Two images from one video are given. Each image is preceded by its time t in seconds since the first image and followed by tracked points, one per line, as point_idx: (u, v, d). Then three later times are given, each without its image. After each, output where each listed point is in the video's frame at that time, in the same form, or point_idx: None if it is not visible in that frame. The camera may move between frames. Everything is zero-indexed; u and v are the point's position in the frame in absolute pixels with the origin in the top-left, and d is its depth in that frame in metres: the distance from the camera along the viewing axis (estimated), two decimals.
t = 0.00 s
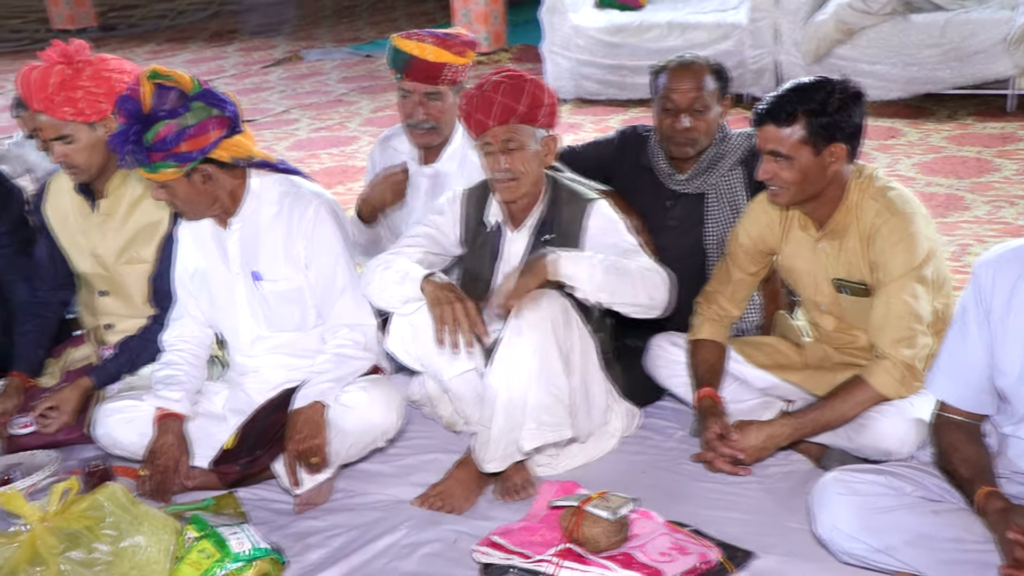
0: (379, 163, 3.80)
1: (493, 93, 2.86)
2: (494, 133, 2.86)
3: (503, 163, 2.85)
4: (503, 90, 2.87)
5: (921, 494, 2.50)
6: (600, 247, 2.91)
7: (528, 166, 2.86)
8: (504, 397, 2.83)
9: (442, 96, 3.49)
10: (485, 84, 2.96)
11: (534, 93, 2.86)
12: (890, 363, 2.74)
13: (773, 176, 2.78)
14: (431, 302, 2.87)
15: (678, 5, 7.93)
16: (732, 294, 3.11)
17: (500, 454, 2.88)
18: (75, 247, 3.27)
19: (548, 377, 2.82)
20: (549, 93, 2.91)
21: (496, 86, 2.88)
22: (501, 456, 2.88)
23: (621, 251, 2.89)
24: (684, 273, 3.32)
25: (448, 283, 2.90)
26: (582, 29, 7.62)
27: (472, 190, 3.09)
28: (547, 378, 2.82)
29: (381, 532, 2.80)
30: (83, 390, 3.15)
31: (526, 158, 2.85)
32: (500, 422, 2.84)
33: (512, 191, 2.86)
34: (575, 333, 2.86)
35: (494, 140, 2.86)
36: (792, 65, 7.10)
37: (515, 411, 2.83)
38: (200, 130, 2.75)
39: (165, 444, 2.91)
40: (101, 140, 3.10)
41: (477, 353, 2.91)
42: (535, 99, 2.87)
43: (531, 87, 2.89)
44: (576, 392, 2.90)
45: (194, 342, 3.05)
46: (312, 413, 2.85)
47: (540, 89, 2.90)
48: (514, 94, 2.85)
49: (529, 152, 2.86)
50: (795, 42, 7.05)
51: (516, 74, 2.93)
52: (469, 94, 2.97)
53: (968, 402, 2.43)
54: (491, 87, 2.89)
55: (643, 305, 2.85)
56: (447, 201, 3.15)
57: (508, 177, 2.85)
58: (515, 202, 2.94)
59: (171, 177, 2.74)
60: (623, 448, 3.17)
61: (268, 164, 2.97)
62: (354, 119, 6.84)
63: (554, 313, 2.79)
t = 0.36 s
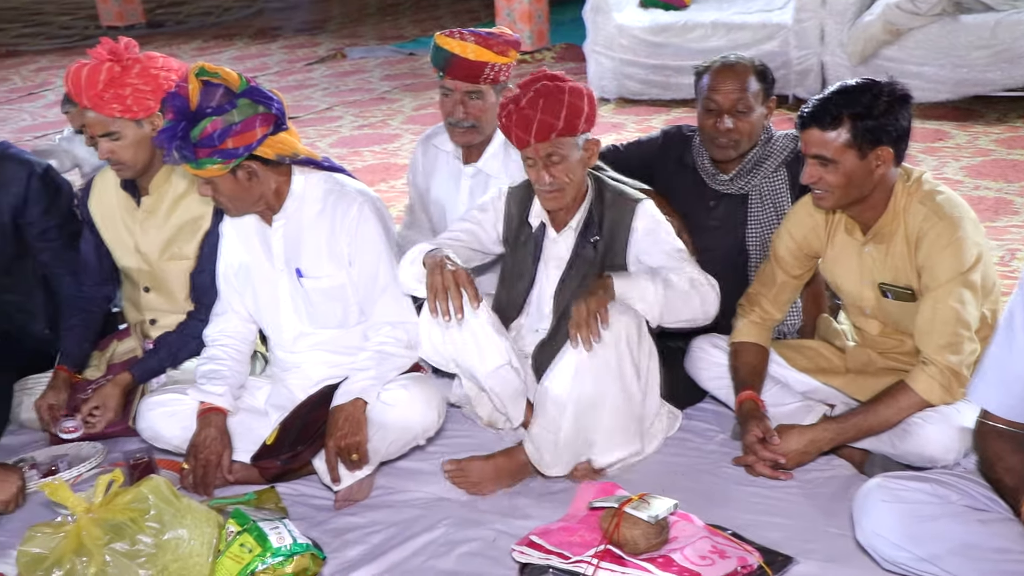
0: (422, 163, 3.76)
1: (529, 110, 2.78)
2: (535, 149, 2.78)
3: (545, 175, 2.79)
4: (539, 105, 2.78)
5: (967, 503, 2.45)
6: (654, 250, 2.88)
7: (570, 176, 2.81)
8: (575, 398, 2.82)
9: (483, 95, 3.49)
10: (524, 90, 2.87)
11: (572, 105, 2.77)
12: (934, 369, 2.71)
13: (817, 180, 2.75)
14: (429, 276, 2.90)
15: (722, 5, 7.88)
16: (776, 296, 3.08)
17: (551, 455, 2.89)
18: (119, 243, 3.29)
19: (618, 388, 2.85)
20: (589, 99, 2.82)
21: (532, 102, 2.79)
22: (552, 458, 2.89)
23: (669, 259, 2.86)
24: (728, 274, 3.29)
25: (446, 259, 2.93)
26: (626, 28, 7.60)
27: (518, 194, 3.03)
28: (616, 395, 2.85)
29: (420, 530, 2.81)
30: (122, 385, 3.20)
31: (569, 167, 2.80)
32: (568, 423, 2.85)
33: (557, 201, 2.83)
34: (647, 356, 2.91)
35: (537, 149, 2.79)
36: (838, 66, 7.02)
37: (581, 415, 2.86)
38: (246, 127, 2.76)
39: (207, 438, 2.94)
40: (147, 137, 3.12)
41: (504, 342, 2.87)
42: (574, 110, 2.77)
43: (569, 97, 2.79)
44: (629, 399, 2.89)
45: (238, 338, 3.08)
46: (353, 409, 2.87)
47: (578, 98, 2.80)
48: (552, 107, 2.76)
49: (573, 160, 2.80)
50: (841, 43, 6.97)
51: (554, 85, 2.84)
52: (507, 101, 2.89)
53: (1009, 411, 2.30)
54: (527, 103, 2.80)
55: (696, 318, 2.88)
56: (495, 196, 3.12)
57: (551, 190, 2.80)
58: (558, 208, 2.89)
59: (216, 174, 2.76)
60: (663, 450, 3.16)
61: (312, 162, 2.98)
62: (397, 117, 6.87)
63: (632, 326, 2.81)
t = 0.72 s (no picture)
0: (451, 168, 3.74)
1: (526, 128, 2.75)
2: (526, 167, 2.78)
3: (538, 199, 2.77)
4: (535, 125, 2.74)
5: (999, 515, 2.44)
6: (664, 270, 2.83)
7: (565, 201, 2.77)
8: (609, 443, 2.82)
9: (510, 101, 3.49)
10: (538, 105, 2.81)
11: (564, 130, 2.70)
12: (965, 378, 2.67)
13: (850, 188, 2.72)
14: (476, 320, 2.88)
15: (753, 10, 7.85)
16: (806, 303, 3.07)
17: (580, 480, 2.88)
18: (144, 249, 3.28)
19: (658, 449, 2.82)
20: (592, 124, 2.73)
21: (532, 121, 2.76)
22: (577, 483, 2.88)
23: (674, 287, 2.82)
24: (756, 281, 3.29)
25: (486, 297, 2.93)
26: (656, 33, 7.59)
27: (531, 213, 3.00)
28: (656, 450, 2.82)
29: (447, 535, 2.81)
30: (138, 402, 3.21)
31: (565, 188, 2.75)
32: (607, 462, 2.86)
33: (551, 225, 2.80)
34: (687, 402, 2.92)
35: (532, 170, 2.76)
36: (869, 72, 6.96)
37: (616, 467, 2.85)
38: (278, 131, 2.77)
39: (236, 440, 2.95)
40: (173, 143, 3.11)
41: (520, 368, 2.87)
42: (569, 137, 2.71)
43: (567, 123, 2.72)
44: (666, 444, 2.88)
45: (267, 341, 3.09)
46: (380, 414, 2.88)
47: (576, 124, 2.73)
48: (546, 133, 2.71)
49: (566, 184, 2.75)
50: (873, 48, 6.91)
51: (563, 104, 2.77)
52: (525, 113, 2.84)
53: None
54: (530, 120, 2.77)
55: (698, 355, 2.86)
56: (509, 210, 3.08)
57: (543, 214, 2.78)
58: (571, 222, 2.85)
59: (247, 177, 2.75)
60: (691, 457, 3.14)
61: (342, 166, 2.99)
62: (426, 121, 6.87)
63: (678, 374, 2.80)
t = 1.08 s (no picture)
0: (494, 169, 3.70)
1: (554, 139, 2.68)
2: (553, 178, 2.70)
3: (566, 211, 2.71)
4: (564, 136, 2.66)
5: None
6: (694, 281, 2.77)
7: (592, 213, 2.71)
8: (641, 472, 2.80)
9: (553, 103, 3.49)
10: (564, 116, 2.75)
11: (594, 143, 2.64)
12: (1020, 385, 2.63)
13: (903, 190, 2.68)
14: (552, 349, 2.82)
15: (799, 10, 7.79)
16: (854, 308, 3.02)
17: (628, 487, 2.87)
18: (189, 251, 3.30)
19: (711, 480, 2.79)
20: (621, 135, 2.66)
21: (561, 131, 2.68)
22: (628, 492, 2.87)
23: (709, 297, 2.76)
24: (801, 286, 3.26)
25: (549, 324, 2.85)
26: (701, 34, 7.56)
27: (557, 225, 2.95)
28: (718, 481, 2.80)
29: (492, 537, 2.80)
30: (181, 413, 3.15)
31: (591, 203, 2.69)
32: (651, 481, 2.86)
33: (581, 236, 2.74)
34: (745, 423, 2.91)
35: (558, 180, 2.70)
36: (918, 72, 6.87)
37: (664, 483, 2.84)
38: (325, 133, 2.77)
39: (283, 441, 2.95)
40: (215, 148, 3.11)
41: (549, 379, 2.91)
42: (597, 148, 2.64)
43: (596, 134, 2.65)
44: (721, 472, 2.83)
45: (312, 342, 3.09)
46: (426, 416, 2.88)
47: (607, 135, 2.65)
48: (573, 145, 2.64)
49: (595, 196, 2.69)
50: (922, 48, 6.81)
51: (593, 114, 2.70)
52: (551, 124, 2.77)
53: None
54: (557, 130, 2.69)
55: (734, 373, 2.82)
56: (537, 222, 3.02)
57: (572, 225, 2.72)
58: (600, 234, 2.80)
59: (295, 179, 2.75)
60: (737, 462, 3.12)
61: (387, 168, 2.99)
62: (470, 122, 6.88)
63: (730, 409, 2.79)
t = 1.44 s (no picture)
0: (546, 182, 3.69)
1: (651, 135, 2.63)
2: (649, 177, 2.63)
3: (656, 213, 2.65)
4: (663, 132, 2.64)
5: None
6: (746, 303, 2.75)
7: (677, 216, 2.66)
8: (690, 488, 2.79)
9: (607, 117, 3.45)
10: (632, 124, 2.72)
11: (695, 138, 2.65)
12: None
13: (967, 207, 2.63)
14: (631, 405, 2.77)
15: (855, 23, 7.71)
16: (910, 326, 2.96)
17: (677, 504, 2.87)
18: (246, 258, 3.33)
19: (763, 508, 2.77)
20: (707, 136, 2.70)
21: (655, 128, 2.65)
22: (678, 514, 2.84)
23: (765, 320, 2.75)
24: (857, 303, 3.22)
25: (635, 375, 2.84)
26: (754, 47, 7.50)
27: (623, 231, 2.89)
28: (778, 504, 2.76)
29: (540, 552, 2.79)
30: (254, 367, 3.26)
31: (681, 207, 2.66)
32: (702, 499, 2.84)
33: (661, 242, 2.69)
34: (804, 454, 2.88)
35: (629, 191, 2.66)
36: (977, 88, 6.71)
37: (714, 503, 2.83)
38: (379, 144, 2.77)
39: (332, 450, 2.96)
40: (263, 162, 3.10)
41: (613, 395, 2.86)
42: (667, 156, 2.61)
43: (663, 143, 2.62)
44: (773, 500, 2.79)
45: (361, 352, 3.11)
46: (474, 429, 2.89)
47: (699, 132, 2.68)
48: (640, 155, 2.61)
49: (685, 200, 2.67)
50: (981, 62, 6.65)
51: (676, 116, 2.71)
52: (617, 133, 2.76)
53: None
54: (649, 129, 2.65)
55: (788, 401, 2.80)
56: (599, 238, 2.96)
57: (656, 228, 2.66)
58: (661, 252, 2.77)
59: (347, 190, 2.76)
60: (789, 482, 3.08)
61: (440, 180, 2.98)
62: (520, 133, 6.88)
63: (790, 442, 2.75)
